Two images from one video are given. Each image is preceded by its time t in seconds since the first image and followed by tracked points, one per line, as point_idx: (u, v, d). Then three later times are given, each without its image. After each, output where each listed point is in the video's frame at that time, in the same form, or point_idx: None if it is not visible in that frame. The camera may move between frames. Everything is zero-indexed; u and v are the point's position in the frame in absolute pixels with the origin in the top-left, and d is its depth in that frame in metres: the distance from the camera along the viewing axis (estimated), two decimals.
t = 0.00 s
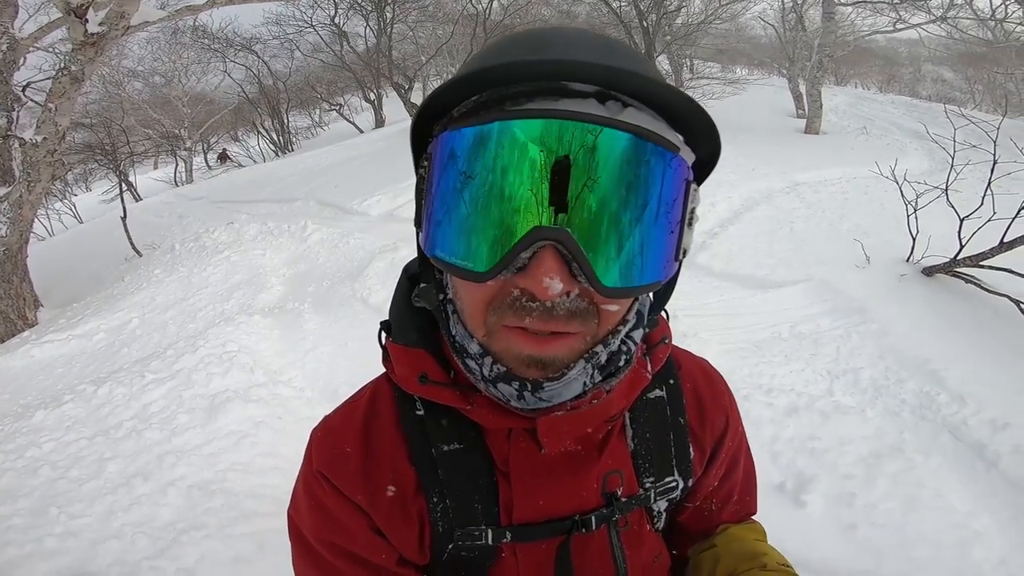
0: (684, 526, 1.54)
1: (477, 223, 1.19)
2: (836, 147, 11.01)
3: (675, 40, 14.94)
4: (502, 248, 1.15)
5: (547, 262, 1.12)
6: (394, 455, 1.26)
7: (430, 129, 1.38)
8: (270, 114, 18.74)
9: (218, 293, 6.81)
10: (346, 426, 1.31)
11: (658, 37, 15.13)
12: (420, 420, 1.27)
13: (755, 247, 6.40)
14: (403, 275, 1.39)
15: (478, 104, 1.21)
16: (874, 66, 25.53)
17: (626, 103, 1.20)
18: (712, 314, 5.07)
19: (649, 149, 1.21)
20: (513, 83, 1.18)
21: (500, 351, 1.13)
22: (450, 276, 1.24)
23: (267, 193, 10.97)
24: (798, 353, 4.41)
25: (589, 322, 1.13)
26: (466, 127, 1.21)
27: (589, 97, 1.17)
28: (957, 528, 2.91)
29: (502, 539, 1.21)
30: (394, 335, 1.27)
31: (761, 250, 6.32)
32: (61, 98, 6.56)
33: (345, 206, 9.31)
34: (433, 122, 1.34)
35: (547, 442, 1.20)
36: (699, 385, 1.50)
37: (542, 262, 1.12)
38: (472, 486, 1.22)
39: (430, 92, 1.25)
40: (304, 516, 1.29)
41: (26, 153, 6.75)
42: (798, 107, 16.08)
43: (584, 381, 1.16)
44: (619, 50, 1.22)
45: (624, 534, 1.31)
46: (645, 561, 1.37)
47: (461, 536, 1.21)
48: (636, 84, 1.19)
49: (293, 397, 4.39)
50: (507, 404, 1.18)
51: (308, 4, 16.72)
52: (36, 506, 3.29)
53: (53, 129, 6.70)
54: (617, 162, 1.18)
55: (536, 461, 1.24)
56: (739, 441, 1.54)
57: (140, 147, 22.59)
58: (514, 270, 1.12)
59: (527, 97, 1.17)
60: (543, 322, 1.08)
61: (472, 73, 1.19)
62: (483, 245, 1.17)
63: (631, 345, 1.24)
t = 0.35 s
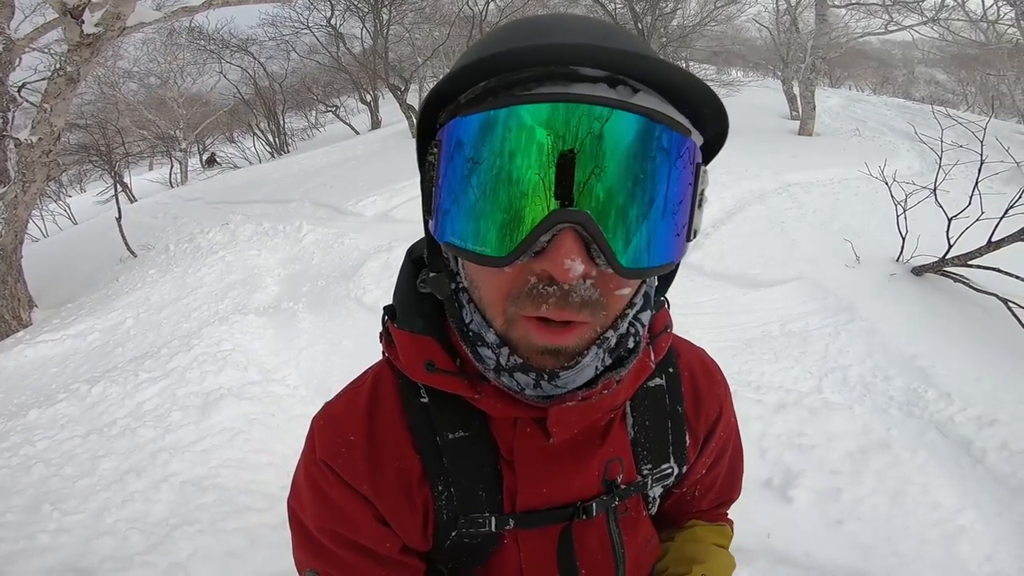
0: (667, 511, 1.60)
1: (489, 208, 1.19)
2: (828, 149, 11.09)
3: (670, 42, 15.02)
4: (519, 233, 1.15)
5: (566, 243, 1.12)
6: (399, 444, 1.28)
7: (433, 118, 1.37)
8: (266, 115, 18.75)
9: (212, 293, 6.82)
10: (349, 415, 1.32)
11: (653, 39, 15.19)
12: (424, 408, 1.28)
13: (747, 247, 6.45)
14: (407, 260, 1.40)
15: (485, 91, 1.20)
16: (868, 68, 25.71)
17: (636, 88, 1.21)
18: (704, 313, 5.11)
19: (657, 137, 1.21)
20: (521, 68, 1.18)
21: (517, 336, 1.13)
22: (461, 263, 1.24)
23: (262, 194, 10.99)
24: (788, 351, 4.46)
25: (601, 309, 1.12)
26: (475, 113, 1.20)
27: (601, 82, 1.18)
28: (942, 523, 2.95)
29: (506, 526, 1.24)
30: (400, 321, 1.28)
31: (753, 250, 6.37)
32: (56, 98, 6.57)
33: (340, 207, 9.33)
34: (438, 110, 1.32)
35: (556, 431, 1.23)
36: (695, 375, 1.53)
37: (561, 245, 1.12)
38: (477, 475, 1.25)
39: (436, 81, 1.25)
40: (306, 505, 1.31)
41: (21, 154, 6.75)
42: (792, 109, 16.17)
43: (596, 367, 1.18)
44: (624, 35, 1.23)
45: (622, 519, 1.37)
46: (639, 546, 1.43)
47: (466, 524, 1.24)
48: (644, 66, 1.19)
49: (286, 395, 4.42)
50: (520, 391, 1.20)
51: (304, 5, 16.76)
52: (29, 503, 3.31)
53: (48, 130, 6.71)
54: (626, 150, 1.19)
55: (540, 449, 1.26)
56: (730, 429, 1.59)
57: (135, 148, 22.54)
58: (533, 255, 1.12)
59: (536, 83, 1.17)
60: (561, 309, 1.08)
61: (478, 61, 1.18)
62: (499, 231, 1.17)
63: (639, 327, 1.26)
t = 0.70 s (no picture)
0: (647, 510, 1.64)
1: (491, 228, 1.15)
2: (837, 153, 11.04)
3: (678, 45, 15.03)
4: (530, 253, 1.12)
5: (585, 257, 1.12)
6: (379, 442, 1.28)
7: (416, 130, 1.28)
8: (276, 118, 18.90)
9: (221, 295, 6.88)
10: (328, 413, 1.32)
11: (661, 42, 15.20)
12: (403, 406, 1.30)
13: (754, 251, 6.43)
14: (387, 261, 1.43)
15: (477, 105, 1.14)
16: (878, 72, 25.61)
17: (628, 101, 1.17)
18: (709, 317, 5.10)
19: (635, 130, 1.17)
20: (516, 82, 1.11)
21: (529, 346, 1.15)
22: (461, 282, 1.21)
23: (271, 196, 11.08)
24: (793, 356, 4.44)
25: (612, 310, 1.15)
26: (470, 134, 1.14)
27: (596, 97, 1.13)
28: (945, 529, 2.94)
29: (485, 523, 1.25)
30: (383, 325, 1.29)
31: (760, 254, 6.35)
32: (70, 100, 6.68)
33: (348, 209, 9.40)
34: (423, 127, 1.24)
35: (535, 430, 1.24)
36: (666, 374, 1.55)
37: (580, 259, 1.11)
38: (456, 472, 1.25)
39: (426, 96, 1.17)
40: (285, 504, 1.31)
41: (35, 155, 6.86)
42: (801, 113, 16.12)
43: (602, 360, 1.21)
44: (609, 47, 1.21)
45: (597, 515, 1.39)
46: (610, 543, 1.46)
47: (445, 521, 1.24)
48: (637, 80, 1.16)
49: (292, 396, 4.45)
50: (527, 395, 1.21)
51: (314, 9, 16.91)
52: (38, 500, 3.35)
53: (62, 132, 6.83)
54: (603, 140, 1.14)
55: (518, 446, 1.28)
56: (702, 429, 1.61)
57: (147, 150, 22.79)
58: (549, 271, 1.11)
59: (532, 98, 1.11)
60: (578, 316, 1.10)
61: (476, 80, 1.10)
62: (506, 252, 1.14)
63: (629, 321, 1.29)
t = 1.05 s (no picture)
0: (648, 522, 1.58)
1: (449, 234, 1.22)
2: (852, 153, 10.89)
3: (690, 44, 14.90)
4: (482, 255, 1.18)
5: (534, 258, 1.16)
6: (363, 457, 1.26)
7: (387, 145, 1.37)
8: (287, 117, 18.92)
9: (233, 294, 6.88)
10: (311, 428, 1.30)
11: (673, 41, 15.08)
12: (388, 421, 1.28)
13: (768, 254, 6.34)
14: (370, 277, 1.43)
15: (437, 117, 1.21)
16: (894, 71, 25.29)
17: (579, 106, 1.24)
18: (723, 321, 5.03)
19: (592, 168, 1.24)
20: (471, 93, 1.19)
21: (489, 356, 1.16)
22: (425, 288, 1.25)
23: (283, 195, 11.09)
24: (810, 361, 4.37)
25: (571, 314, 1.18)
26: (429, 142, 1.22)
27: (547, 103, 1.20)
28: (968, 538, 2.86)
29: (474, 538, 1.21)
30: (365, 338, 1.28)
31: (776, 257, 6.26)
32: (85, 99, 6.70)
33: (359, 209, 9.38)
34: (389, 139, 1.33)
35: (520, 441, 1.22)
36: (654, 382, 1.52)
37: (529, 260, 1.16)
38: (443, 486, 1.22)
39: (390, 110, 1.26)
40: (266, 521, 1.27)
41: (49, 153, 6.87)
42: (815, 112, 15.92)
43: (570, 375, 1.21)
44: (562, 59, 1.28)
45: (592, 528, 1.34)
46: (607, 558, 1.39)
47: (434, 537, 1.21)
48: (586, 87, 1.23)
49: (302, 397, 4.42)
50: (497, 408, 1.21)
51: (325, 8, 16.90)
52: (49, 501, 3.35)
53: (76, 130, 6.83)
54: (562, 184, 1.22)
55: (505, 459, 1.25)
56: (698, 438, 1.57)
57: (160, 149, 22.96)
58: (501, 273, 1.16)
59: (487, 106, 1.19)
60: (531, 317, 1.12)
61: (435, 89, 1.19)
62: (462, 256, 1.19)
63: (603, 332, 1.30)
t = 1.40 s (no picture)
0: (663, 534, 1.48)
1: (441, 233, 1.18)
2: (873, 150, 10.72)
3: (705, 40, 14.75)
4: (474, 255, 1.15)
5: (525, 256, 1.12)
6: (361, 466, 1.22)
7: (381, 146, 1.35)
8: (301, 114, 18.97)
9: (250, 291, 6.89)
10: (307, 438, 1.27)
11: (688, 38, 14.93)
12: (388, 429, 1.24)
13: (790, 252, 6.23)
14: (364, 280, 1.37)
15: (427, 117, 1.18)
16: (914, 67, 24.93)
17: (571, 103, 1.20)
18: (745, 320, 4.95)
19: (586, 183, 1.21)
20: (461, 92, 1.16)
21: (483, 356, 1.12)
22: (421, 292, 1.22)
23: (298, 192, 11.11)
24: (837, 361, 4.28)
25: (568, 312, 1.14)
26: (419, 141, 1.18)
27: (538, 100, 1.17)
28: (1005, 544, 2.76)
29: (481, 551, 1.15)
30: (360, 342, 1.24)
31: (798, 255, 6.15)
32: (104, 97, 6.75)
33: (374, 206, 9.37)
34: (383, 140, 1.32)
35: (523, 445, 1.15)
36: (661, 387, 1.47)
37: (522, 258, 1.12)
38: (445, 496, 1.17)
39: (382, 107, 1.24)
40: (260, 536, 1.23)
41: (70, 151, 6.95)
42: (834, 109, 15.70)
43: (570, 373, 1.17)
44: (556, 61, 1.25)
45: (604, 536, 1.27)
46: (620, 568, 1.32)
47: (438, 551, 1.15)
48: (580, 84, 1.19)
49: (322, 394, 4.41)
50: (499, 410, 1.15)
51: (338, 5, 16.90)
52: (70, 499, 3.36)
53: (96, 128, 6.90)
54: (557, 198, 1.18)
55: (511, 467, 1.19)
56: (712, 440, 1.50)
57: (178, 147, 23.17)
58: (494, 273, 1.12)
59: (478, 104, 1.15)
60: (525, 315, 1.08)
61: (425, 88, 1.16)
62: (455, 255, 1.16)
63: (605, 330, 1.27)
